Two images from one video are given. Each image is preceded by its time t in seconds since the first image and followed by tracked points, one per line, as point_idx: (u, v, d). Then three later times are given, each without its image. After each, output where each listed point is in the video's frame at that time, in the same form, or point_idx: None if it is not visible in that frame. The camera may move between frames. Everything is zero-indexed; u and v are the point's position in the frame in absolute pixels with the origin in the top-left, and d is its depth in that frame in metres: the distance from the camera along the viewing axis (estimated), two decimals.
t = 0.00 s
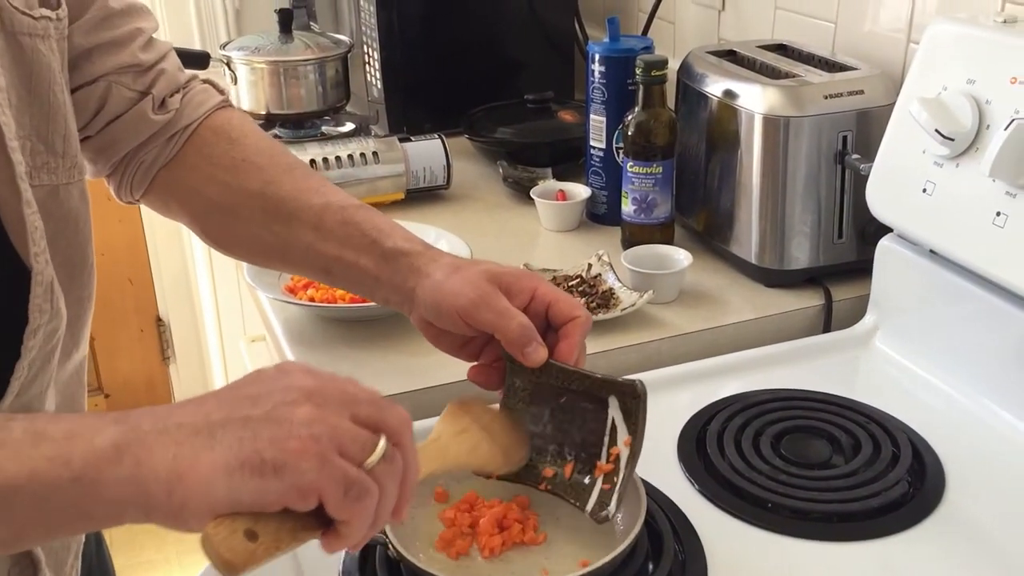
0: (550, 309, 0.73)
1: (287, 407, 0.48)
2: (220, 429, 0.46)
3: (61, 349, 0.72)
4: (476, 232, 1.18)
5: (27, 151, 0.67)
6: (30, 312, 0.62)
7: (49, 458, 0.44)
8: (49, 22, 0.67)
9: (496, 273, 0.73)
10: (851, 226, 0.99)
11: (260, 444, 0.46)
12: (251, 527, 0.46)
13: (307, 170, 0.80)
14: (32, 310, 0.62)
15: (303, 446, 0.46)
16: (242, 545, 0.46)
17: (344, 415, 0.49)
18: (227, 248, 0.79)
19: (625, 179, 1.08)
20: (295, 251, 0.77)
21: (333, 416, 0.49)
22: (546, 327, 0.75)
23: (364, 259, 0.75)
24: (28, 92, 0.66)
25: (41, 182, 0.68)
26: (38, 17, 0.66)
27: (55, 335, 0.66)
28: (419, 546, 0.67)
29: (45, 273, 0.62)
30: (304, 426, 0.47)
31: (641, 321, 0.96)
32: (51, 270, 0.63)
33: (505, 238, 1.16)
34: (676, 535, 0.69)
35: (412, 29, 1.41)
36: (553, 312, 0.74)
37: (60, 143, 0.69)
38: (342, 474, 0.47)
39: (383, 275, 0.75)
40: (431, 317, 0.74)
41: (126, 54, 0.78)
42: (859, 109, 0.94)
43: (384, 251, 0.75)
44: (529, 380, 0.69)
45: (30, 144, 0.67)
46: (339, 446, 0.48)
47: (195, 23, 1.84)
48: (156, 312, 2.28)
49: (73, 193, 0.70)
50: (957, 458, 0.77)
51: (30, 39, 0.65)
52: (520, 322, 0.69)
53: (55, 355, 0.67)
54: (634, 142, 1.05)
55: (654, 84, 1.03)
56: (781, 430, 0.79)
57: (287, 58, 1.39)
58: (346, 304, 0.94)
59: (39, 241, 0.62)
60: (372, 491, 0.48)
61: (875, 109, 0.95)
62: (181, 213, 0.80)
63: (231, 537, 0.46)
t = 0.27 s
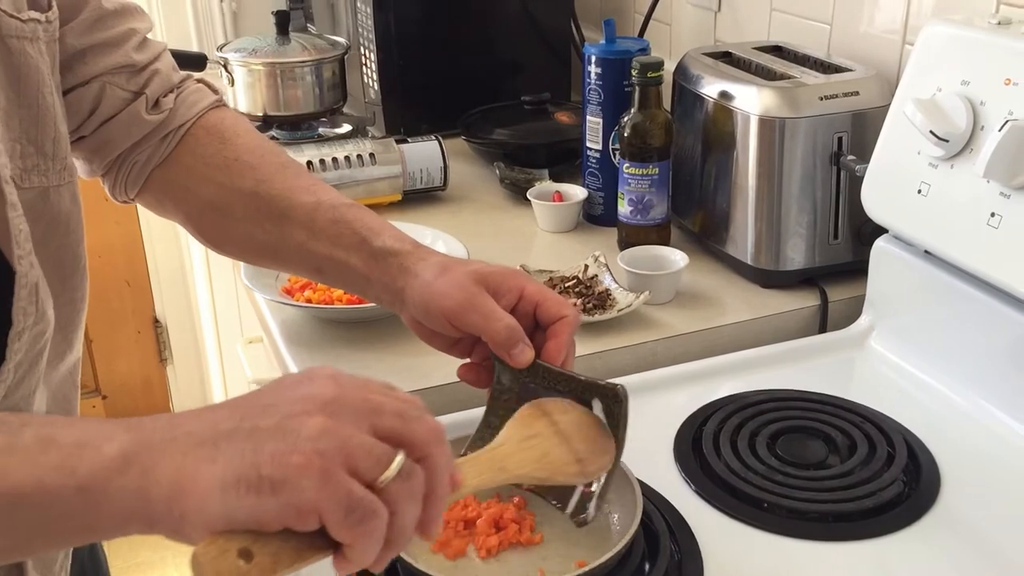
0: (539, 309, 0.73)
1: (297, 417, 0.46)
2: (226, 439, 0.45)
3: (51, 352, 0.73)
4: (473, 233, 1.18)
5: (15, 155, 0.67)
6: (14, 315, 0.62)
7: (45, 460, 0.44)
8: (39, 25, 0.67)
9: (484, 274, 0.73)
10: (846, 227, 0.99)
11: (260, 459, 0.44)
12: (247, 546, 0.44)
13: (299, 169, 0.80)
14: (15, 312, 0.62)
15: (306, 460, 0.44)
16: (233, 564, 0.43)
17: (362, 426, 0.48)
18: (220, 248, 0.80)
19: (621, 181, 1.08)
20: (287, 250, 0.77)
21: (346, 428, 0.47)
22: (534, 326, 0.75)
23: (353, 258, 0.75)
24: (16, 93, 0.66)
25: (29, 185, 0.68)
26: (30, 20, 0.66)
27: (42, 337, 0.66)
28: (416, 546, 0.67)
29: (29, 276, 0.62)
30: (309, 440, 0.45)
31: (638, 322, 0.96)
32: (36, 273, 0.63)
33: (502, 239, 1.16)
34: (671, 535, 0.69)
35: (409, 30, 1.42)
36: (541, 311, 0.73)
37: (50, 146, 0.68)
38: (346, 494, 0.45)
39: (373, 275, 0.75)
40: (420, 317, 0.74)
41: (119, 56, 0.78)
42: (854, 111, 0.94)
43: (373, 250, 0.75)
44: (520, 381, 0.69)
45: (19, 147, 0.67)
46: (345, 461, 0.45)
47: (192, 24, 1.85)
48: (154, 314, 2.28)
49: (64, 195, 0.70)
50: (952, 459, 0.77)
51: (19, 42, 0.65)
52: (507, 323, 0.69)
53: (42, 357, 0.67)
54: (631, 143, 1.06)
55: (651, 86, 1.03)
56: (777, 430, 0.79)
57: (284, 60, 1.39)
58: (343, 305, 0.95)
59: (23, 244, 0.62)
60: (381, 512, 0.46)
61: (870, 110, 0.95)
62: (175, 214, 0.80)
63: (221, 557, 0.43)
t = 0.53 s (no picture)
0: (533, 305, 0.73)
1: (250, 433, 0.46)
2: (177, 453, 0.45)
3: (45, 346, 0.73)
4: (468, 229, 1.18)
5: (6, 150, 0.67)
6: (13, 308, 0.62)
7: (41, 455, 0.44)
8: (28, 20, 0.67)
9: (476, 269, 0.73)
10: (841, 223, 1.00)
11: (213, 473, 0.44)
12: (192, 560, 0.45)
13: (291, 168, 0.80)
14: (15, 304, 0.62)
15: (256, 480, 0.45)
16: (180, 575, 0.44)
17: (314, 446, 0.47)
18: (212, 245, 0.80)
19: (616, 177, 1.08)
20: (278, 246, 0.77)
21: (300, 446, 0.47)
22: (527, 321, 0.75)
23: (346, 254, 0.76)
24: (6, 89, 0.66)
25: (20, 180, 0.67)
26: (19, 15, 0.66)
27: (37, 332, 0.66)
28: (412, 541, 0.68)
29: (28, 268, 0.63)
30: (262, 458, 0.45)
31: (633, 318, 0.96)
32: (33, 266, 0.64)
33: (497, 235, 1.16)
34: (666, 528, 0.69)
35: (405, 27, 1.42)
36: (533, 306, 0.74)
37: (40, 141, 0.68)
38: (292, 515, 0.45)
39: (366, 271, 0.76)
40: (413, 312, 0.74)
41: (110, 52, 0.78)
42: (848, 107, 0.95)
43: (366, 246, 0.76)
44: (510, 375, 0.69)
45: (10, 142, 0.67)
46: (297, 482, 0.46)
47: (188, 21, 1.85)
48: (150, 311, 2.29)
49: (55, 190, 0.70)
50: (944, 452, 0.77)
51: (9, 37, 0.65)
52: (500, 318, 0.69)
53: (38, 350, 0.67)
54: (626, 139, 1.06)
55: (646, 82, 1.04)
56: (771, 425, 0.79)
57: (280, 56, 1.39)
58: (339, 301, 0.95)
59: (22, 236, 0.62)
60: (324, 536, 0.47)
61: (865, 106, 0.96)
62: (167, 210, 0.81)
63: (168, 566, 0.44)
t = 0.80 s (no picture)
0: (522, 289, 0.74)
1: (227, 437, 0.45)
2: (152, 456, 0.44)
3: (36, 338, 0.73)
4: (464, 221, 1.18)
5: None
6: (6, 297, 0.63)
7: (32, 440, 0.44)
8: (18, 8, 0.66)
9: (463, 254, 0.73)
10: (835, 214, 1.00)
11: (186, 480, 0.44)
12: (164, 568, 0.44)
13: (281, 158, 0.80)
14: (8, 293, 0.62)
15: (232, 486, 0.44)
16: None
17: (293, 450, 0.47)
18: (202, 234, 0.80)
19: (611, 168, 1.08)
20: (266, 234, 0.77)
21: (278, 451, 0.46)
22: (516, 306, 0.75)
23: (336, 243, 0.76)
24: None
25: (9, 171, 0.67)
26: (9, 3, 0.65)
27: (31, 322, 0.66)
28: (407, 530, 0.68)
29: (23, 257, 0.63)
30: (239, 465, 0.45)
31: (628, 309, 0.96)
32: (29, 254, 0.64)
33: (493, 227, 1.16)
34: (660, 517, 0.70)
35: (400, 19, 1.41)
36: (521, 291, 0.74)
37: (29, 130, 0.68)
38: (268, 523, 0.45)
39: (355, 259, 0.76)
40: (402, 298, 0.75)
41: (100, 41, 0.78)
42: (843, 98, 0.95)
43: (354, 233, 0.76)
44: (499, 357, 0.70)
45: None
46: (274, 489, 0.45)
47: (182, 13, 1.84)
48: (146, 305, 2.28)
49: (44, 180, 0.70)
50: (938, 442, 0.78)
51: None
52: (485, 302, 0.69)
53: (31, 339, 0.67)
54: (621, 130, 1.06)
55: (641, 73, 1.04)
56: (765, 414, 0.80)
57: (275, 48, 1.39)
58: (334, 292, 0.95)
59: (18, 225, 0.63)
60: (299, 545, 0.46)
61: (859, 97, 0.96)
62: (157, 200, 0.81)
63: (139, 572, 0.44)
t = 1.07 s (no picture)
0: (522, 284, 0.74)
1: (228, 432, 0.46)
2: (154, 452, 0.45)
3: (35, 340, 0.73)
4: (462, 221, 1.18)
5: None
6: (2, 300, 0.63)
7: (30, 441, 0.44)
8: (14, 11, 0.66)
9: (464, 252, 0.74)
10: (832, 215, 1.00)
11: (190, 472, 0.45)
12: (168, 559, 0.45)
13: (280, 159, 0.81)
14: (4, 296, 0.62)
15: (234, 478, 0.45)
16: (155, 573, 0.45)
17: (291, 444, 0.48)
18: (201, 235, 0.80)
19: (609, 168, 1.09)
20: (266, 233, 0.78)
21: (278, 446, 0.47)
22: (518, 302, 0.75)
23: (335, 243, 0.76)
24: None
25: (8, 172, 0.68)
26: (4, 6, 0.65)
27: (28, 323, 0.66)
28: (405, 530, 0.68)
29: (18, 260, 0.63)
30: (242, 457, 0.46)
31: (625, 309, 0.97)
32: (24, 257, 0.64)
33: (490, 227, 1.17)
34: (657, 517, 0.70)
35: (398, 19, 1.42)
36: (523, 288, 0.74)
37: (27, 132, 0.68)
38: (271, 513, 0.46)
39: (354, 259, 0.76)
40: (405, 297, 0.75)
41: (98, 43, 0.78)
42: (839, 99, 0.95)
43: (354, 233, 0.76)
44: (503, 355, 0.70)
45: None
46: (276, 481, 0.46)
47: (180, 13, 1.84)
48: (143, 304, 2.28)
49: (41, 182, 0.70)
50: (933, 441, 0.78)
51: None
52: (489, 300, 0.70)
53: (28, 343, 0.67)
54: (618, 131, 1.06)
55: (638, 74, 1.04)
56: (762, 414, 0.80)
57: (273, 48, 1.39)
58: (332, 292, 0.95)
59: (11, 228, 0.62)
60: (303, 534, 0.47)
61: (855, 98, 0.96)
62: (155, 202, 0.81)
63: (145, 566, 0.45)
